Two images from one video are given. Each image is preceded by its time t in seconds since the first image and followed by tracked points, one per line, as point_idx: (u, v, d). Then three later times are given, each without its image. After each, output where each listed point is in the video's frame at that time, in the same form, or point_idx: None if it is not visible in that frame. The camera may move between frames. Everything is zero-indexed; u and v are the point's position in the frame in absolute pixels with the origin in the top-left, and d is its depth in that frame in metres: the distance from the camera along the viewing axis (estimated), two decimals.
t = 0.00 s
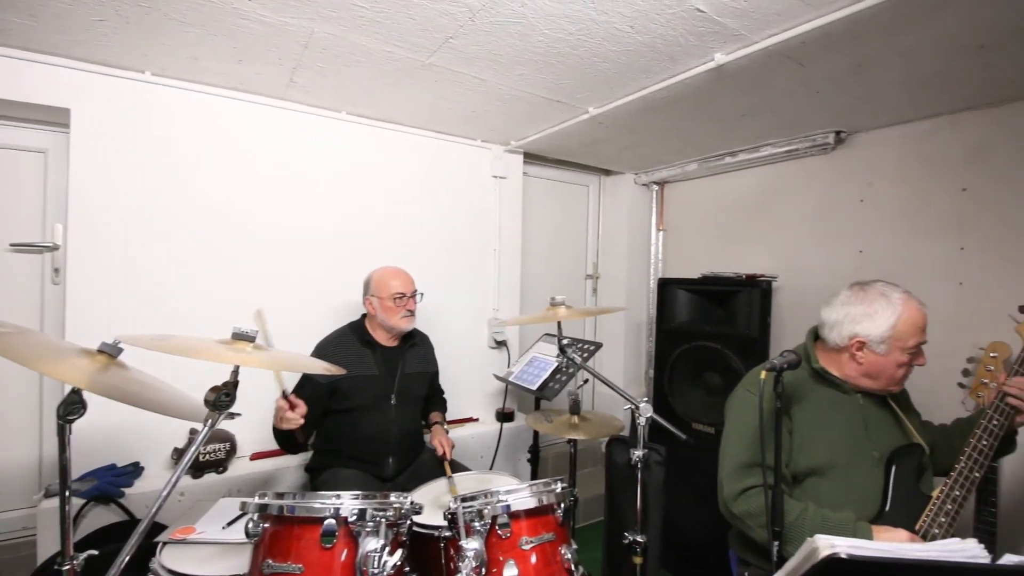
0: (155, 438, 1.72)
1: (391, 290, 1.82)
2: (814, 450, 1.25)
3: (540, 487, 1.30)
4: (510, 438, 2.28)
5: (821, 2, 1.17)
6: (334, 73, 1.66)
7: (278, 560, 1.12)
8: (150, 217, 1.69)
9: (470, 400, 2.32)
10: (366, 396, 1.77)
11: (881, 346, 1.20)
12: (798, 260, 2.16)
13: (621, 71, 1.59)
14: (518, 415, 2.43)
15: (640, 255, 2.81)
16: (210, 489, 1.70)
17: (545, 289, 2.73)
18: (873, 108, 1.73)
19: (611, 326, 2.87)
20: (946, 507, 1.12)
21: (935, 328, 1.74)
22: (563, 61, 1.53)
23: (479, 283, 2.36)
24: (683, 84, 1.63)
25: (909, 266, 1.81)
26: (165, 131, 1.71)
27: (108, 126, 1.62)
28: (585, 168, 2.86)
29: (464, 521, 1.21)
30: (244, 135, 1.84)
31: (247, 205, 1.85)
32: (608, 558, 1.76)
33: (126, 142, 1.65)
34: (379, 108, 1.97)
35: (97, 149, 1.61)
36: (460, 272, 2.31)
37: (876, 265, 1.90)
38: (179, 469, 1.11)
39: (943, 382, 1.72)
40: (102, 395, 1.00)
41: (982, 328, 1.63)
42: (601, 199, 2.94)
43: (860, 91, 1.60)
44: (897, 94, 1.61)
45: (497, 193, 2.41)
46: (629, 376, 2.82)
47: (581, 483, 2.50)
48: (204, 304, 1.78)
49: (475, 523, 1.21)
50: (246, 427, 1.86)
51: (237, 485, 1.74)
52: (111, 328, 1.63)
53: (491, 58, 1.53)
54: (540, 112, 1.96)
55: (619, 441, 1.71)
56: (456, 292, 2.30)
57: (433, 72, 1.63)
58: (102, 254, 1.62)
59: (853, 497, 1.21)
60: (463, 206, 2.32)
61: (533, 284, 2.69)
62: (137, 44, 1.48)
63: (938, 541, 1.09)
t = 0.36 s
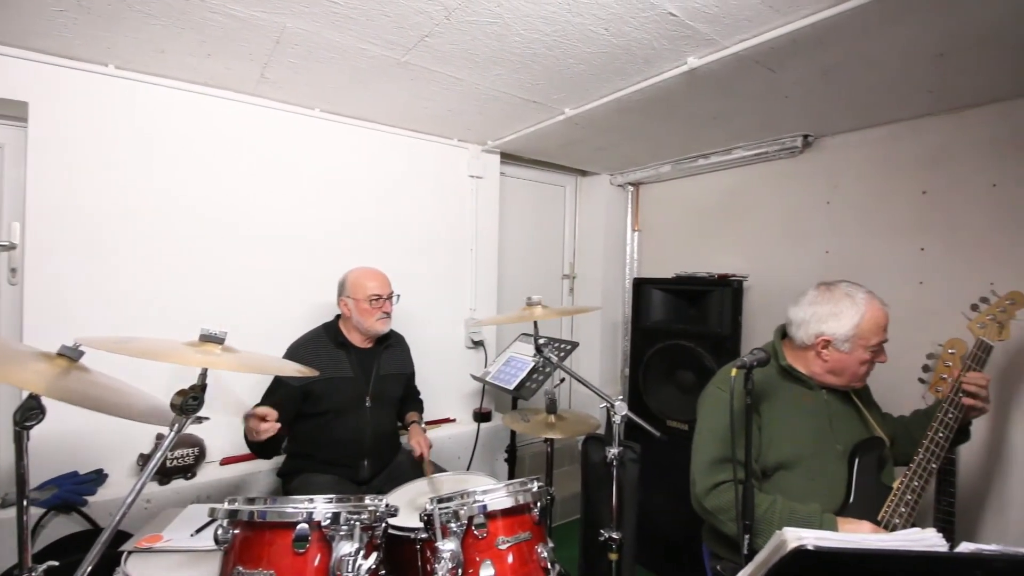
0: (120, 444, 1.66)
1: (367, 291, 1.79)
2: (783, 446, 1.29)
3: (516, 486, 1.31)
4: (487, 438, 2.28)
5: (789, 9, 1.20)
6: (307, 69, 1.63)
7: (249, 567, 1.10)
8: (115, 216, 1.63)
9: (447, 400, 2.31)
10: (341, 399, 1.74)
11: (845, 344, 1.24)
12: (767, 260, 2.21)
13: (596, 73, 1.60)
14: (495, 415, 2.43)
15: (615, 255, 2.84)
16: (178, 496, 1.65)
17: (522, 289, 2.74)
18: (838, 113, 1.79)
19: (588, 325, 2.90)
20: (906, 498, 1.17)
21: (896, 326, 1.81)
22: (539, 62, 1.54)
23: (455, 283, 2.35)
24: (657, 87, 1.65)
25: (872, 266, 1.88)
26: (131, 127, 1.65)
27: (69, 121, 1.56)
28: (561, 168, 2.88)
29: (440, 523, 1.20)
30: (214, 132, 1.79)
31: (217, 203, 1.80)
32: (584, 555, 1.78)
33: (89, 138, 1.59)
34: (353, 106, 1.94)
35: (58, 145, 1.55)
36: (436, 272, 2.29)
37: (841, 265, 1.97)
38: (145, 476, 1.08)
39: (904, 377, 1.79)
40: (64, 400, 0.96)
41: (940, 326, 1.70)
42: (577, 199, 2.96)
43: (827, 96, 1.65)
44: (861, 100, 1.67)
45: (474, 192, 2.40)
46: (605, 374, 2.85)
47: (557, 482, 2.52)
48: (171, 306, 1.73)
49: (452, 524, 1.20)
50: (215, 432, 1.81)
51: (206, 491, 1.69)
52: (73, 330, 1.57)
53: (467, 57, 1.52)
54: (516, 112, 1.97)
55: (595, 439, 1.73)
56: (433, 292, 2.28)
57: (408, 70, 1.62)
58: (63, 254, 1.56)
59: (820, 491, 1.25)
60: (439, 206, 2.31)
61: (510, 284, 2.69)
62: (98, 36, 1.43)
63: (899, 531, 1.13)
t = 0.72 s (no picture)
0: (86, 450, 1.60)
1: (347, 292, 1.77)
2: (756, 442, 1.32)
3: (496, 486, 1.31)
4: (467, 438, 2.28)
5: (760, 15, 1.23)
6: (282, 66, 1.60)
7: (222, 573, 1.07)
8: (85, 216, 1.59)
9: (426, 401, 2.29)
10: (317, 400, 1.72)
11: (816, 343, 1.28)
12: (742, 260, 2.26)
13: (575, 74, 1.61)
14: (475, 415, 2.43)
15: (595, 255, 2.87)
16: (148, 502, 1.60)
17: (502, 289, 2.74)
18: (809, 117, 1.83)
19: (568, 325, 2.92)
20: (873, 490, 1.21)
21: (865, 324, 1.87)
22: (518, 62, 1.54)
23: (435, 283, 2.34)
24: (635, 89, 1.67)
25: (841, 266, 1.94)
26: (102, 123, 1.61)
27: (33, 116, 1.51)
28: (541, 168, 2.89)
29: (419, 524, 1.19)
30: (189, 128, 1.75)
31: (192, 201, 1.76)
32: (564, 553, 1.79)
33: (57, 134, 1.54)
34: (330, 103, 1.91)
35: (21, 140, 1.49)
36: (416, 272, 2.28)
37: (812, 265, 2.02)
38: (112, 482, 1.05)
39: (871, 374, 1.85)
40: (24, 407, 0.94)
41: (905, 324, 1.76)
42: (557, 199, 2.98)
43: (799, 100, 1.69)
44: (831, 104, 1.71)
45: (453, 192, 2.39)
46: (585, 373, 2.87)
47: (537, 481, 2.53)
48: (142, 307, 1.68)
49: (431, 525, 1.20)
50: (188, 436, 1.77)
51: (178, 497, 1.65)
52: (36, 332, 1.52)
53: (446, 56, 1.52)
54: (496, 112, 1.97)
55: (574, 438, 1.74)
56: (413, 292, 2.27)
57: (386, 68, 1.60)
58: (25, 253, 1.50)
59: (792, 485, 1.28)
60: (419, 205, 2.29)
61: (490, 284, 2.69)
62: (62, 28, 1.38)
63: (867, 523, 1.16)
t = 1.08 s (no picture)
0: (52, 457, 1.55)
1: (319, 290, 1.75)
2: (733, 439, 1.34)
3: (476, 487, 1.31)
4: (447, 439, 2.27)
5: (736, 19, 1.25)
6: (258, 62, 1.57)
7: None
8: (72, 216, 1.57)
9: (406, 402, 2.28)
10: (294, 403, 1.69)
11: (789, 342, 1.31)
12: (719, 260, 2.30)
13: (554, 75, 1.62)
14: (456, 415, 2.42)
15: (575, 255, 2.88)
16: (118, 509, 1.56)
17: (482, 288, 2.73)
18: (783, 120, 1.87)
19: (548, 324, 2.93)
20: (844, 484, 1.24)
21: (836, 322, 1.92)
22: (498, 62, 1.54)
23: (415, 283, 2.32)
24: (614, 90, 1.69)
25: (814, 266, 1.99)
26: (91, 122, 1.59)
27: None
28: (522, 168, 2.89)
29: (398, 526, 1.18)
30: (178, 128, 1.74)
31: (182, 201, 1.75)
32: (545, 551, 1.80)
33: (43, 132, 1.52)
34: (307, 100, 1.88)
35: None
36: (395, 272, 2.26)
37: (786, 265, 2.07)
38: (79, 490, 1.02)
39: (842, 371, 1.90)
40: None
41: (874, 322, 1.82)
42: (537, 199, 2.98)
43: (774, 103, 1.73)
44: (804, 108, 1.75)
45: (434, 191, 2.38)
46: (565, 373, 2.89)
47: (518, 480, 2.53)
48: (112, 308, 1.63)
49: (410, 527, 1.19)
50: (160, 442, 1.72)
51: (150, 503, 1.61)
52: None
53: (426, 55, 1.51)
54: (476, 111, 1.96)
55: (554, 437, 1.75)
56: (392, 293, 2.25)
57: (365, 66, 1.58)
58: None
59: (766, 480, 1.31)
60: (400, 205, 2.28)
61: (471, 284, 2.68)
62: (25, 19, 1.33)
63: (839, 516, 1.20)
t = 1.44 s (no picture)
0: (16, 464, 1.49)
1: (305, 294, 1.73)
2: (711, 436, 1.36)
3: (457, 487, 1.31)
4: (428, 440, 2.26)
5: (713, 23, 1.27)
6: (234, 57, 1.54)
7: None
8: (64, 215, 1.55)
9: (387, 403, 2.26)
10: (272, 405, 1.67)
11: (764, 341, 1.33)
12: (698, 260, 2.33)
13: (535, 75, 1.62)
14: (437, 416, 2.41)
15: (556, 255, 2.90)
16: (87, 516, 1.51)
17: (464, 288, 2.72)
18: (759, 123, 1.91)
19: (530, 324, 2.94)
20: (817, 479, 1.28)
21: (810, 321, 1.96)
22: (479, 62, 1.54)
23: (396, 283, 2.31)
24: (595, 91, 1.70)
25: (789, 266, 2.03)
26: (83, 121, 1.58)
27: None
28: (503, 168, 2.89)
29: (378, 528, 1.17)
30: (172, 129, 1.73)
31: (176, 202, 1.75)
32: (527, 550, 1.81)
33: (35, 131, 1.51)
34: (285, 97, 1.85)
35: None
36: (375, 272, 2.24)
37: (762, 265, 2.11)
38: (46, 495, 1.00)
39: (816, 369, 1.94)
40: None
41: (846, 320, 1.87)
42: (518, 199, 2.99)
43: (751, 106, 1.76)
44: (780, 111, 1.79)
45: (414, 191, 2.36)
46: (547, 373, 2.90)
47: (500, 480, 2.53)
48: (81, 309, 1.59)
49: (390, 529, 1.19)
50: (130, 446, 1.67)
51: (121, 510, 1.56)
52: None
53: (406, 53, 1.49)
54: (457, 110, 1.95)
55: (535, 436, 1.76)
56: (373, 293, 2.23)
57: (344, 63, 1.56)
58: None
59: (743, 477, 1.33)
60: (381, 204, 2.26)
61: (452, 284, 2.67)
62: None
63: (812, 510, 1.23)
